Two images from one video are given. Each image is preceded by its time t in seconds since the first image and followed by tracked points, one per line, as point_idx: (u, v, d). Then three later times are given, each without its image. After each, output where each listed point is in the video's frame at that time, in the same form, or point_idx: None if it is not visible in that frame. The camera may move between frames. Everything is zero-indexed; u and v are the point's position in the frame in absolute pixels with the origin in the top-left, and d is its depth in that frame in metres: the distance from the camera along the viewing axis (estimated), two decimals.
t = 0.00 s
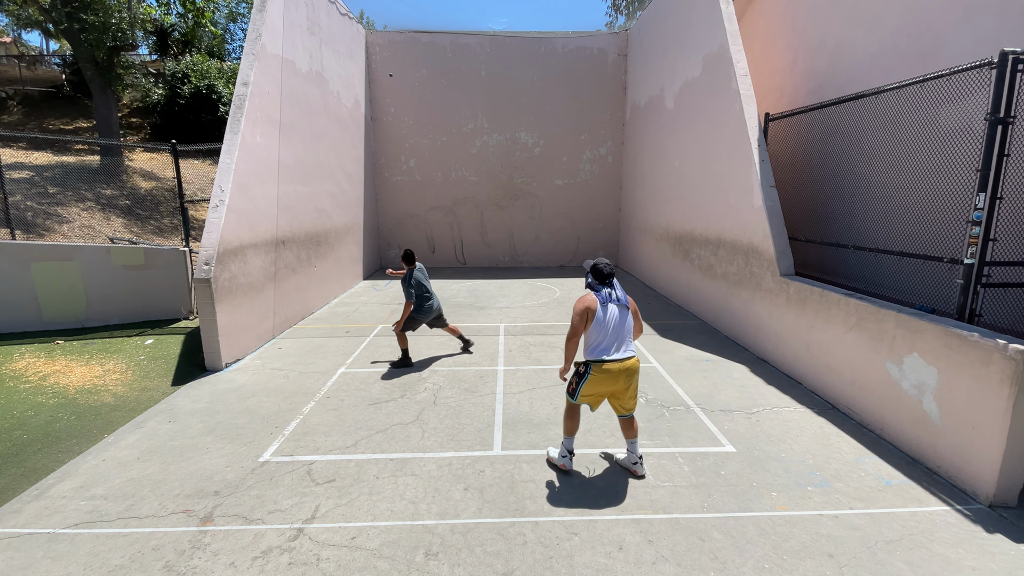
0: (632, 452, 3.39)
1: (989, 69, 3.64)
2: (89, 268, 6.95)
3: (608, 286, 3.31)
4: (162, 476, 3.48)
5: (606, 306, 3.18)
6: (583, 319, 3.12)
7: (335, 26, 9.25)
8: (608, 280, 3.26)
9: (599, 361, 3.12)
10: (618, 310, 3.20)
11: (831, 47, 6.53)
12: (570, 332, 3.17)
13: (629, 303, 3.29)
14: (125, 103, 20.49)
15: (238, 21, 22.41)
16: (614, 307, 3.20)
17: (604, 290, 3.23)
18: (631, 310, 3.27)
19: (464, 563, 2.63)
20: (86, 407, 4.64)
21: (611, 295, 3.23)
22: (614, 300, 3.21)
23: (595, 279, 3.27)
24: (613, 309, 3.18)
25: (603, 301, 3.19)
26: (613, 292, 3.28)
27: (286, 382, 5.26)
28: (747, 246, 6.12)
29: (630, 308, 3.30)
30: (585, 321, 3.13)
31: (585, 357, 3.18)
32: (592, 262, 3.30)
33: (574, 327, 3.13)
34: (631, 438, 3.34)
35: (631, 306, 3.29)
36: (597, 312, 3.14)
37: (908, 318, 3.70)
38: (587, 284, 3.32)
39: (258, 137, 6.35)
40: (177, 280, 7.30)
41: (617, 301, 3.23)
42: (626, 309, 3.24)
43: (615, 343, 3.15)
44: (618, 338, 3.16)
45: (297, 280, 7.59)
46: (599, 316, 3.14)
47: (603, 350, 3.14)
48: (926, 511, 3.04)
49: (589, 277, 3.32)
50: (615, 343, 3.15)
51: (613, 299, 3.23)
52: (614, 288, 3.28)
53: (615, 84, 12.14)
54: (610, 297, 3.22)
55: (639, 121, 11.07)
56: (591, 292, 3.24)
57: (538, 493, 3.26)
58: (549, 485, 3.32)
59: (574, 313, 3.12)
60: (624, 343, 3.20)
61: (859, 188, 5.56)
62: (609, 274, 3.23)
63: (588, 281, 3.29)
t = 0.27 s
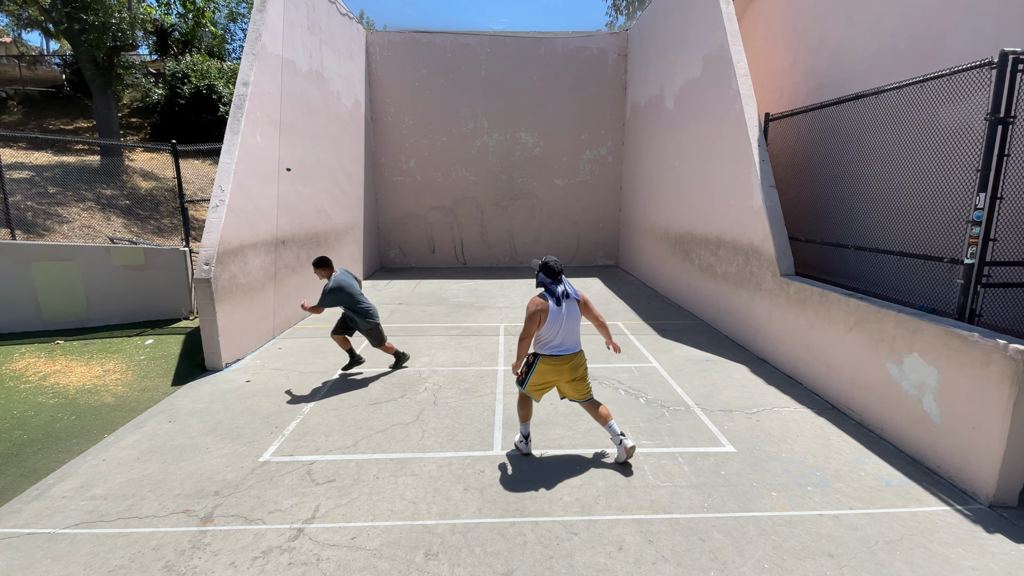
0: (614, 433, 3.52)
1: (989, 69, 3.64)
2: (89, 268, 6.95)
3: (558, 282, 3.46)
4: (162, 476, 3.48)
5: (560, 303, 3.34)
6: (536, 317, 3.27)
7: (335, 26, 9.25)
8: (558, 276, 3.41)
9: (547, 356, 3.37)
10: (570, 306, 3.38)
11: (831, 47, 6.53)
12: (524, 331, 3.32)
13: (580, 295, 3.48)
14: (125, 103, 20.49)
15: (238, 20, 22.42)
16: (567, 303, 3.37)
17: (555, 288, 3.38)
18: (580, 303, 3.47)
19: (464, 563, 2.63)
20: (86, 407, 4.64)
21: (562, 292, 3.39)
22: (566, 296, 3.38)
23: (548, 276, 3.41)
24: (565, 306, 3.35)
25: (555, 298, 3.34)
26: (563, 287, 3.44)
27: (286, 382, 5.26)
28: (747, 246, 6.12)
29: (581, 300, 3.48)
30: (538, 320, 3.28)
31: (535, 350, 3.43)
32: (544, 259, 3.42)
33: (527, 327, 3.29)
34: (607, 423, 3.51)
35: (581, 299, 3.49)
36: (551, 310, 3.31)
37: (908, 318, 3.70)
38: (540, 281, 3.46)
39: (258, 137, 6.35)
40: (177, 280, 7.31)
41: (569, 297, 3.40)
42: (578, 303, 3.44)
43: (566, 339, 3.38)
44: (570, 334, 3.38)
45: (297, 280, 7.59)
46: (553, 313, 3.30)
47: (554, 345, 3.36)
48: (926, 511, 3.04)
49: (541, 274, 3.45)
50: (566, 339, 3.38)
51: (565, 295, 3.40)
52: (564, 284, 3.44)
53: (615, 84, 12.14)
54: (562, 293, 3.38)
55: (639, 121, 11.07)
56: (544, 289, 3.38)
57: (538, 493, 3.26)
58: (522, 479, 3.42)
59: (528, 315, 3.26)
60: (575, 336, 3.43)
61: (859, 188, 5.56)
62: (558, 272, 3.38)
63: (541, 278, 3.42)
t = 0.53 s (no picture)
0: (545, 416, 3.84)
1: (989, 69, 3.64)
2: (89, 268, 6.96)
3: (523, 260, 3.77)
4: (162, 476, 3.48)
5: (528, 278, 3.62)
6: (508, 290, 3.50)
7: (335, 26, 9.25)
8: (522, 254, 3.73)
9: (521, 328, 3.57)
10: (538, 278, 3.69)
11: (831, 47, 6.53)
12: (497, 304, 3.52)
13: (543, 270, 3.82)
14: (125, 103, 20.49)
15: (238, 20, 22.43)
16: (534, 276, 3.67)
17: (522, 264, 3.68)
18: (545, 276, 3.79)
19: (464, 563, 2.63)
20: (86, 407, 4.64)
21: (529, 267, 3.70)
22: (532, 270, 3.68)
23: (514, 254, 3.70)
24: (533, 278, 3.65)
25: (523, 272, 3.61)
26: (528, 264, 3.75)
27: (286, 382, 5.26)
28: (747, 246, 6.12)
29: (545, 275, 3.82)
30: (511, 294, 3.51)
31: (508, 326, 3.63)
32: (507, 239, 3.72)
33: (500, 300, 3.50)
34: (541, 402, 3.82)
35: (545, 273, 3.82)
36: (522, 284, 3.57)
37: (908, 318, 3.70)
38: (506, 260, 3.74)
39: (258, 137, 6.35)
40: (177, 280, 7.31)
41: (535, 271, 3.72)
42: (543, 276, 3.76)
43: (537, 310, 3.63)
44: (541, 305, 3.64)
45: (297, 280, 7.59)
46: (523, 286, 3.56)
47: (527, 318, 3.58)
48: (926, 511, 3.04)
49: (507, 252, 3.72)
50: (538, 310, 3.63)
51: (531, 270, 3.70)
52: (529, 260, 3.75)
53: (615, 84, 12.14)
54: (528, 269, 3.68)
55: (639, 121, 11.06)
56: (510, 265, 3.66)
57: (538, 493, 3.26)
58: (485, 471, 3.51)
59: (501, 291, 3.50)
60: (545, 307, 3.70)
61: (859, 188, 5.56)
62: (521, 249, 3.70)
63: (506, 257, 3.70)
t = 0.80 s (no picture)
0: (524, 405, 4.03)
1: (989, 69, 3.64)
2: (89, 268, 6.95)
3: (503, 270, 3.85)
4: (162, 476, 3.48)
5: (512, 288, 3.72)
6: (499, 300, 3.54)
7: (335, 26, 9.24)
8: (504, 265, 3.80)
9: (505, 338, 3.66)
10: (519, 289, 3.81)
11: (831, 47, 6.53)
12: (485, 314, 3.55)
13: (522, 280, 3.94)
14: (125, 103, 20.50)
15: (238, 20, 22.43)
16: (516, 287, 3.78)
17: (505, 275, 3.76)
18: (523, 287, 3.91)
19: (464, 563, 2.63)
20: (86, 407, 4.64)
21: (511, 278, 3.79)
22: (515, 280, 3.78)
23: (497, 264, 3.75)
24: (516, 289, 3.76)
25: (509, 283, 3.70)
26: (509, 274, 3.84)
27: (286, 382, 5.26)
28: (747, 246, 6.12)
29: (524, 285, 3.93)
30: (501, 304, 3.56)
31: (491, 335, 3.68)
32: (492, 250, 3.75)
33: (489, 311, 3.54)
34: (521, 394, 4.01)
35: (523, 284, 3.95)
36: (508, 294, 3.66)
37: (908, 318, 3.70)
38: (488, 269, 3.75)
39: (258, 137, 6.35)
40: (177, 280, 7.31)
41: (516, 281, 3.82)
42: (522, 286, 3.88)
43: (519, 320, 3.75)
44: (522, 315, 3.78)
45: (297, 280, 7.59)
46: (510, 297, 3.64)
47: (512, 328, 3.67)
48: (926, 511, 3.04)
49: (490, 261, 3.75)
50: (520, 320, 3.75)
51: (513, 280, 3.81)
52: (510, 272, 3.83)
53: (615, 84, 12.14)
54: (512, 279, 3.75)
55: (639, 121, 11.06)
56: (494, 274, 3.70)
57: (538, 493, 3.26)
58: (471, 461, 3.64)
59: (491, 303, 3.52)
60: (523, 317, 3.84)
61: (858, 188, 5.56)
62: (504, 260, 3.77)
63: (489, 266, 3.73)
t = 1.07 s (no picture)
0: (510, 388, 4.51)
1: (989, 69, 3.64)
2: (89, 268, 6.96)
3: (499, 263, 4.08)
4: (162, 476, 3.48)
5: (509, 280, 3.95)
6: (501, 292, 3.77)
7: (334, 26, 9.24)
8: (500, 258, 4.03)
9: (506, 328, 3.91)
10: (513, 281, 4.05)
11: (831, 47, 6.53)
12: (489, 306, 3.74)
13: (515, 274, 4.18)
14: (125, 103, 20.52)
15: (237, 20, 22.43)
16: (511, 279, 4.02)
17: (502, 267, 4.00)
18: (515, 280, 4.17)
19: (464, 563, 2.63)
20: (86, 407, 4.64)
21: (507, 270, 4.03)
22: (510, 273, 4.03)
23: (496, 257, 3.98)
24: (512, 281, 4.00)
25: (508, 276, 3.94)
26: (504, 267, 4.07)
27: (286, 382, 5.26)
28: (747, 246, 6.12)
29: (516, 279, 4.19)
30: (503, 295, 3.78)
31: (492, 328, 3.89)
32: (492, 244, 3.97)
33: (494, 303, 3.74)
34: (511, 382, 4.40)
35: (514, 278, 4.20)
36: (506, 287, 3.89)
37: (908, 318, 3.70)
38: (487, 262, 3.96)
39: (258, 137, 6.35)
40: (177, 280, 7.31)
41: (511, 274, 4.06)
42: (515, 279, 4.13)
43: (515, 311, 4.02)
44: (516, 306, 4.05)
45: (297, 280, 7.59)
46: (509, 289, 3.88)
47: (509, 318, 3.93)
48: (927, 511, 3.04)
49: (490, 255, 3.95)
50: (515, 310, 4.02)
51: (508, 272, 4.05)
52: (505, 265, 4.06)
53: (615, 84, 12.14)
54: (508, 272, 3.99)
55: (639, 121, 11.06)
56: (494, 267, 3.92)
57: (538, 493, 3.26)
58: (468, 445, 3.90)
59: (495, 293, 3.73)
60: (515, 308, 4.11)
61: (858, 188, 5.57)
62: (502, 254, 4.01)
63: (488, 259, 3.94)
